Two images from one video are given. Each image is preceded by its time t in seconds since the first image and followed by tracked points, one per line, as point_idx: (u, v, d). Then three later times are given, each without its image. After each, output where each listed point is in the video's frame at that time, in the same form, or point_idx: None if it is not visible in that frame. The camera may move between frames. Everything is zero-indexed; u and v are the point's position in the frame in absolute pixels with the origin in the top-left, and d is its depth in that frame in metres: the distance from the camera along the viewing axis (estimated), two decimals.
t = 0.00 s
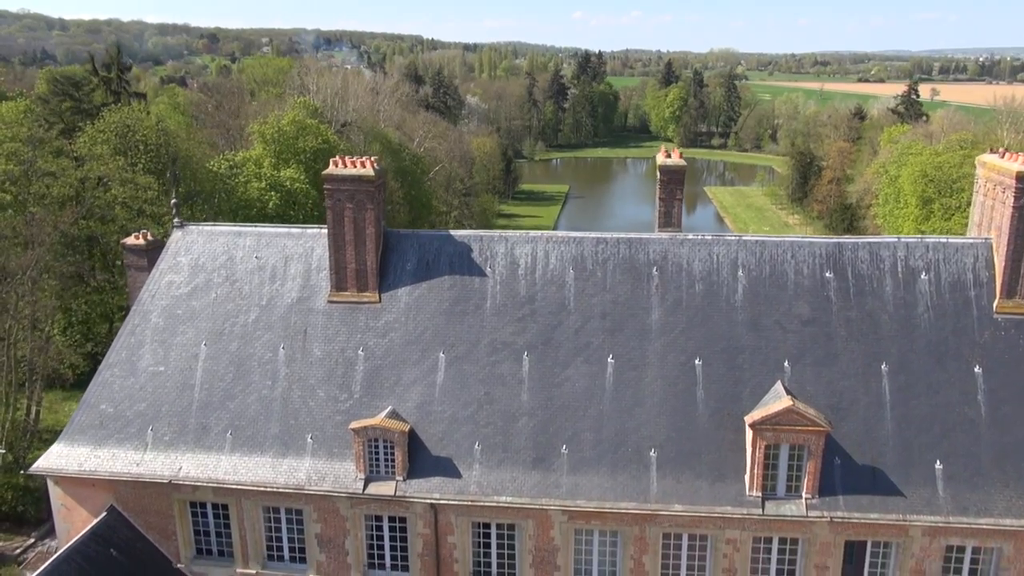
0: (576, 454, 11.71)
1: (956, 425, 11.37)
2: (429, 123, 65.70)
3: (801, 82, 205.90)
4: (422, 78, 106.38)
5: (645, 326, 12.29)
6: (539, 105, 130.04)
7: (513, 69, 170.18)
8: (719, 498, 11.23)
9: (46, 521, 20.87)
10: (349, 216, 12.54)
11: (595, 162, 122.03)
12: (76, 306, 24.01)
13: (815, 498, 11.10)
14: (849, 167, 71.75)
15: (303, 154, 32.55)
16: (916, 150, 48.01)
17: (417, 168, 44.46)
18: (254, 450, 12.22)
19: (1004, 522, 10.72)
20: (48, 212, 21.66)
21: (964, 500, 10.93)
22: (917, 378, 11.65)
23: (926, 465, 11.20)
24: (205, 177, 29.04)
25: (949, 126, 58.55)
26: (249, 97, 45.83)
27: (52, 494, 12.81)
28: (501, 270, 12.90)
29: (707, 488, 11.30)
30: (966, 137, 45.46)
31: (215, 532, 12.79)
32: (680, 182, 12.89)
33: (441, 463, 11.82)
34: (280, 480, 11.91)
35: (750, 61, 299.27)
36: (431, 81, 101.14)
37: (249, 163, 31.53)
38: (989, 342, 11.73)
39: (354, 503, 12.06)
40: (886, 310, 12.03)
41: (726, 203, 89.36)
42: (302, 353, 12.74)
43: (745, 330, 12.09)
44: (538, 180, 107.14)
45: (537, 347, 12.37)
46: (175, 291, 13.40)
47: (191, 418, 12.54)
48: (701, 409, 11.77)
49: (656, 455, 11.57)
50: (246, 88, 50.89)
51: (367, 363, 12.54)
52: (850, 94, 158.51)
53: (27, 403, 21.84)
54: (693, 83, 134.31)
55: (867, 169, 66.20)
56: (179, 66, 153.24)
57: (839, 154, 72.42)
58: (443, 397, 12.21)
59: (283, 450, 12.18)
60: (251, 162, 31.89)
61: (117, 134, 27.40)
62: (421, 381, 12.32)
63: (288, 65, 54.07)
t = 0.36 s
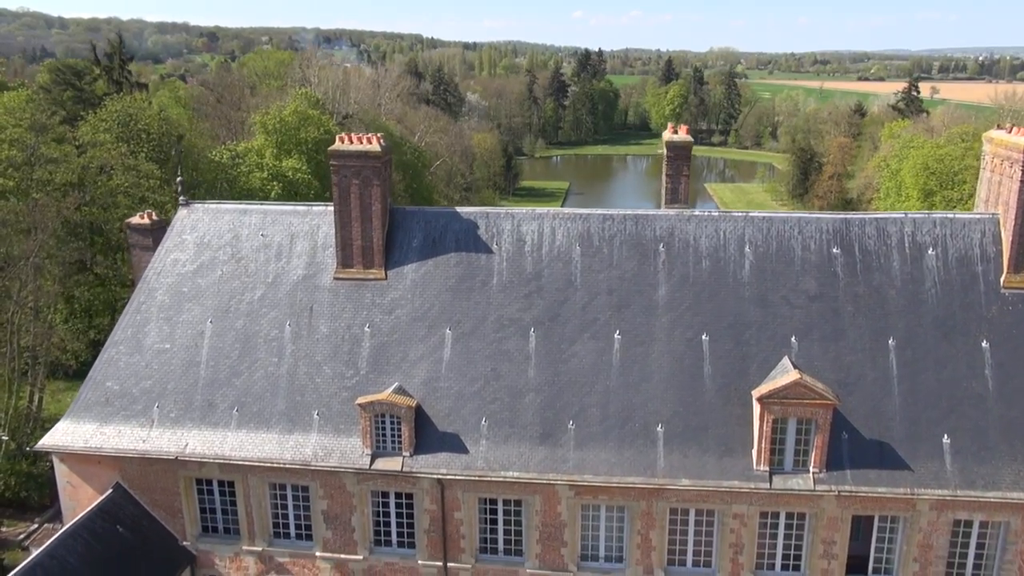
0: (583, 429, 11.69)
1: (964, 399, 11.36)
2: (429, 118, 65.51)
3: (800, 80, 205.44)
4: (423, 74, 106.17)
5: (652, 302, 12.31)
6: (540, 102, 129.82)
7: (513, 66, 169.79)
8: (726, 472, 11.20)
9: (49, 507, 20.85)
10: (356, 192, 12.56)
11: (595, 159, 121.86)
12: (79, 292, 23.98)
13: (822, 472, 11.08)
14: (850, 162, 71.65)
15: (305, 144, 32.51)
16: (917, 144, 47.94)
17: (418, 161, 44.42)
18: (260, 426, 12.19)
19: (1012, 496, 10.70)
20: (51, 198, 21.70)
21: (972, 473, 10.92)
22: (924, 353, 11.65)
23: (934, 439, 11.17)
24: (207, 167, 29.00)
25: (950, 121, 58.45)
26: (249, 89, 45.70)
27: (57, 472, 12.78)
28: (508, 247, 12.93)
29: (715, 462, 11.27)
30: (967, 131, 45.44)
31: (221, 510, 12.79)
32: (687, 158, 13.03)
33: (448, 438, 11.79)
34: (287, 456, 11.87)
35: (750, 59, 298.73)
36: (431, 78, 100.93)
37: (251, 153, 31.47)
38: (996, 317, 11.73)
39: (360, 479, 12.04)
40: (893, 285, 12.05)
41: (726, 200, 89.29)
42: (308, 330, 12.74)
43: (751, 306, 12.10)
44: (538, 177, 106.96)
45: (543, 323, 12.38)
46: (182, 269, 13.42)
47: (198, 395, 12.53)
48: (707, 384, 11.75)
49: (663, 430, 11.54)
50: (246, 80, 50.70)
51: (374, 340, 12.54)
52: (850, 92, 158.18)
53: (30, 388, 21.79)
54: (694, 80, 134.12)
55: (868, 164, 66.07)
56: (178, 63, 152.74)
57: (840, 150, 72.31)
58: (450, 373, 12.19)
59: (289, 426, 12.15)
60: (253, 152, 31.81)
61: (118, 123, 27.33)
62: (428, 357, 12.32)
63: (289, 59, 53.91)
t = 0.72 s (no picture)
0: (590, 406, 11.66)
1: (972, 375, 11.34)
2: (430, 112, 65.33)
3: (800, 79, 205.35)
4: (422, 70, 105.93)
5: (658, 278, 12.31)
6: (540, 99, 129.45)
7: (512, 64, 169.41)
8: (734, 447, 11.18)
9: (53, 494, 20.83)
10: (362, 169, 12.55)
11: (595, 156, 121.64)
12: (80, 279, 23.77)
13: (830, 447, 11.07)
14: (851, 158, 71.49)
15: (307, 135, 32.39)
16: (918, 138, 47.86)
17: (419, 155, 44.26)
18: (267, 403, 12.16)
19: (1020, 470, 10.70)
20: (54, 183, 21.70)
21: (980, 448, 10.90)
22: (932, 329, 11.63)
23: (942, 415, 11.15)
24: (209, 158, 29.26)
25: (951, 116, 58.34)
26: (250, 80, 45.59)
27: (63, 450, 12.76)
28: (515, 224, 12.93)
29: (722, 438, 11.24)
30: (968, 125, 45.33)
31: (227, 488, 12.76)
32: (694, 135, 13.14)
33: (455, 415, 11.77)
34: (293, 433, 11.85)
35: (750, 59, 298.50)
36: (431, 75, 100.80)
37: (253, 144, 31.39)
38: (1004, 293, 11.71)
39: (367, 456, 12.02)
40: (901, 261, 12.04)
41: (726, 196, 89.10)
42: (315, 308, 12.73)
43: (759, 282, 12.09)
44: (538, 174, 106.76)
45: (550, 300, 12.37)
46: (188, 247, 13.41)
47: (204, 371, 12.50)
48: (715, 360, 11.74)
49: (671, 406, 11.52)
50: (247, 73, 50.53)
51: (380, 318, 12.52)
52: (850, 90, 158.05)
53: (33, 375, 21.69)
54: (694, 78, 133.91)
55: (869, 159, 65.93)
56: (177, 60, 152.16)
57: (841, 145, 72.18)
58: (457, 350, 12.18)
59: (295, 403, 12.13)
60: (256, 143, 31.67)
61: (119, 113, 27.31)
62: (435, 335, 12.30)
63: (289, 51, 53.76)
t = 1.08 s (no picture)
0: (599, 382, 11.64)
1: (981, 351, 11.32)
2: (431, 107, 65.30)
3: (800, 78, 205.29)
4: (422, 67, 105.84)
5: (667, 256, 12.30)
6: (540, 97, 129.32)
7: (513, 62, 169.34)
8: (743, 424, 11.16)
9: (57, 480, 20.81)
10: (370, 146, 12.55)
11: (595, 153, 121.56)
12: (85, 267, 23.77)
13: (839, 423, 11.04)
14: (852, 153, 71.51)
15: (309, 125, 32.33)
16: (920, 131, 47.89)
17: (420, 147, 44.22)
18: (274, 381, 12.14)
19: None
20: (58, 170, 21.67)
21: (990, 424, 10.87)
22: (941, 305, 11.62)
23: (951, 390, 11.13)
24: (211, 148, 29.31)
25: (952, 111, 58.38)
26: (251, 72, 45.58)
27: (70, 429, 12.73)
28: (523, 203, 12.95)
29: (731, 414, 11.21)
30: (970, 119, 45.36)
31: (235, 467, 12.74)
32: (703, 112, 13.37)
33: (463, 392, 11.75)
34: (301, 410, 11.83)
35: (750, 57, 298.40)
36: (431, 71, 100.77)
37: (256, 135, 31.40)
38: (1013, 270, 11.70)
39: (375, 434, 12.01)
40: (909, 239, 12.04)
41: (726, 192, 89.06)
42: (322, 287, 12.71)
43: (767, 260, 12.09)
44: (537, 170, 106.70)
45: (558, 278, 12.37)
46: (195, 226, 13.40)
47: (211, 350, 12.48)
48: (723, 337, 11.72)
49: (680, 382, 11.50)
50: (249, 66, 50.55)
51: (388, 296, 12.51)
52: (850, 89, 158.05)
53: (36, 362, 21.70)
54: (694, 75, 133.84)
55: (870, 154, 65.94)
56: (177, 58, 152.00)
57: (842, 141, 72.18)
58: (465, 328, 12.16)
59: (303, 381, 12.11)
60: (258, 134, 31.64)
61: (122, 102, 27.30)
62: (443, 312, 12.29)
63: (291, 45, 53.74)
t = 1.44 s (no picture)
0: (608, 360, 11.61)
1: (992, 328, 11.28)
2: (433, 102, 65.23)
3: (800, 76, 205.04)
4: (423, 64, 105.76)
5: (677, 234, 12.30)
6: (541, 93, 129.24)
7: (514, 59, 169.23)
8: (753, 401, 11.12)
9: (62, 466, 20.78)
10: (379, 125, 12.55)
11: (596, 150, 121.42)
12: (89, 256, 23.72)
13: (850, 400, 11.01)
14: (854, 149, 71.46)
15: (313, 116, 32.33)
16: (923, 125, 47.89)
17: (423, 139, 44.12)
18: (283, 358, 12.12)
19: None
20: (63, 157, 21.65)
21: (1001, 400, 10.82)
22: (952, 282, 11.59)
23: (962, 367, 11.09)
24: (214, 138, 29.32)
25: (955, 105, 58.29)
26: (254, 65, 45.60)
27: (78, 408, 12.70)
28: (531, 181, 12.95)
29: (741, 391, 11.18)
30: (973, 113, 45.40)
31: (243, 446, 12.72)
32: (710, 91, 13.58)
33: (472, 370, 11.72)
34: (310, 388, 11.81)
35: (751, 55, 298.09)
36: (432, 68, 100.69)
37: (258, 126, 31.39)
38: None
39: (384, 412, 11.98)
40: (919, 216, 12.03)
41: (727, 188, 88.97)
42: (330, 266, 12.69)
43: (777, 238, 12.08)
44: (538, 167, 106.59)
45: (567, 257, 12.35)
46: (202, 206, 13.40)
47: (219, 328, 12.46)
48: (733, 314, 11.69)
49: (689, 360, 11.47)
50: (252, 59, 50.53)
51: (397, 275, 12.49)
52: (851, 86, 157.94)
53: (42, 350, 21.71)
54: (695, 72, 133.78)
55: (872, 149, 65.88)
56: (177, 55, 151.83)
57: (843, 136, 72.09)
58: (474, 306, 12.14)
59: (312, 359, 12.09)
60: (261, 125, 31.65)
61: (125, 91, 27.22)
62: (451, 291, 12.26)
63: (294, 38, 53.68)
